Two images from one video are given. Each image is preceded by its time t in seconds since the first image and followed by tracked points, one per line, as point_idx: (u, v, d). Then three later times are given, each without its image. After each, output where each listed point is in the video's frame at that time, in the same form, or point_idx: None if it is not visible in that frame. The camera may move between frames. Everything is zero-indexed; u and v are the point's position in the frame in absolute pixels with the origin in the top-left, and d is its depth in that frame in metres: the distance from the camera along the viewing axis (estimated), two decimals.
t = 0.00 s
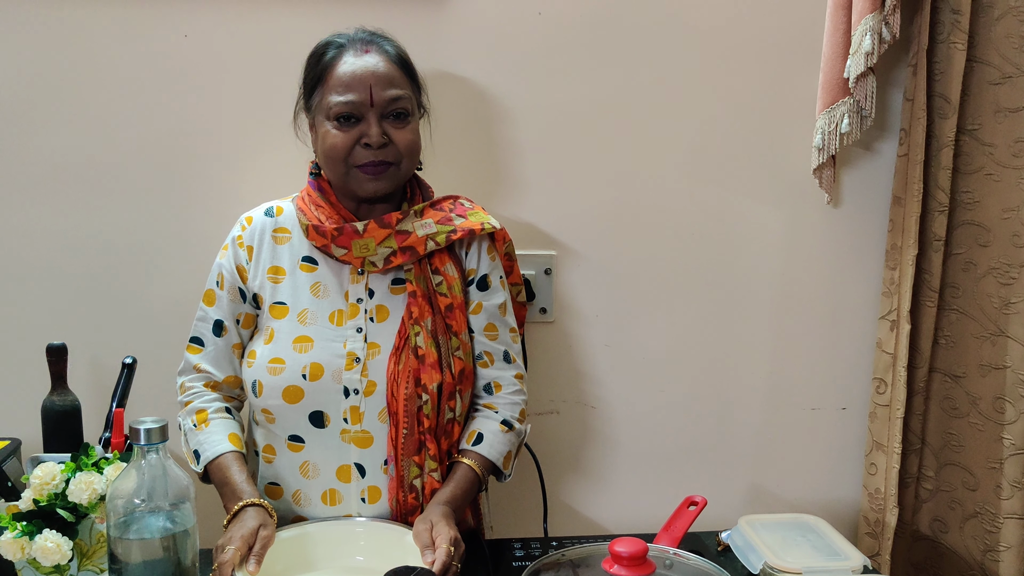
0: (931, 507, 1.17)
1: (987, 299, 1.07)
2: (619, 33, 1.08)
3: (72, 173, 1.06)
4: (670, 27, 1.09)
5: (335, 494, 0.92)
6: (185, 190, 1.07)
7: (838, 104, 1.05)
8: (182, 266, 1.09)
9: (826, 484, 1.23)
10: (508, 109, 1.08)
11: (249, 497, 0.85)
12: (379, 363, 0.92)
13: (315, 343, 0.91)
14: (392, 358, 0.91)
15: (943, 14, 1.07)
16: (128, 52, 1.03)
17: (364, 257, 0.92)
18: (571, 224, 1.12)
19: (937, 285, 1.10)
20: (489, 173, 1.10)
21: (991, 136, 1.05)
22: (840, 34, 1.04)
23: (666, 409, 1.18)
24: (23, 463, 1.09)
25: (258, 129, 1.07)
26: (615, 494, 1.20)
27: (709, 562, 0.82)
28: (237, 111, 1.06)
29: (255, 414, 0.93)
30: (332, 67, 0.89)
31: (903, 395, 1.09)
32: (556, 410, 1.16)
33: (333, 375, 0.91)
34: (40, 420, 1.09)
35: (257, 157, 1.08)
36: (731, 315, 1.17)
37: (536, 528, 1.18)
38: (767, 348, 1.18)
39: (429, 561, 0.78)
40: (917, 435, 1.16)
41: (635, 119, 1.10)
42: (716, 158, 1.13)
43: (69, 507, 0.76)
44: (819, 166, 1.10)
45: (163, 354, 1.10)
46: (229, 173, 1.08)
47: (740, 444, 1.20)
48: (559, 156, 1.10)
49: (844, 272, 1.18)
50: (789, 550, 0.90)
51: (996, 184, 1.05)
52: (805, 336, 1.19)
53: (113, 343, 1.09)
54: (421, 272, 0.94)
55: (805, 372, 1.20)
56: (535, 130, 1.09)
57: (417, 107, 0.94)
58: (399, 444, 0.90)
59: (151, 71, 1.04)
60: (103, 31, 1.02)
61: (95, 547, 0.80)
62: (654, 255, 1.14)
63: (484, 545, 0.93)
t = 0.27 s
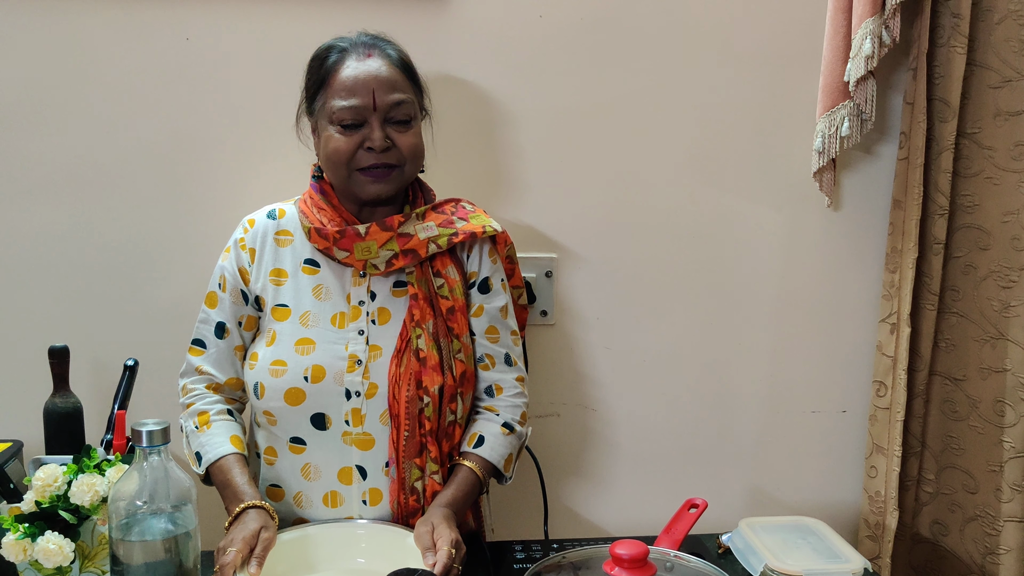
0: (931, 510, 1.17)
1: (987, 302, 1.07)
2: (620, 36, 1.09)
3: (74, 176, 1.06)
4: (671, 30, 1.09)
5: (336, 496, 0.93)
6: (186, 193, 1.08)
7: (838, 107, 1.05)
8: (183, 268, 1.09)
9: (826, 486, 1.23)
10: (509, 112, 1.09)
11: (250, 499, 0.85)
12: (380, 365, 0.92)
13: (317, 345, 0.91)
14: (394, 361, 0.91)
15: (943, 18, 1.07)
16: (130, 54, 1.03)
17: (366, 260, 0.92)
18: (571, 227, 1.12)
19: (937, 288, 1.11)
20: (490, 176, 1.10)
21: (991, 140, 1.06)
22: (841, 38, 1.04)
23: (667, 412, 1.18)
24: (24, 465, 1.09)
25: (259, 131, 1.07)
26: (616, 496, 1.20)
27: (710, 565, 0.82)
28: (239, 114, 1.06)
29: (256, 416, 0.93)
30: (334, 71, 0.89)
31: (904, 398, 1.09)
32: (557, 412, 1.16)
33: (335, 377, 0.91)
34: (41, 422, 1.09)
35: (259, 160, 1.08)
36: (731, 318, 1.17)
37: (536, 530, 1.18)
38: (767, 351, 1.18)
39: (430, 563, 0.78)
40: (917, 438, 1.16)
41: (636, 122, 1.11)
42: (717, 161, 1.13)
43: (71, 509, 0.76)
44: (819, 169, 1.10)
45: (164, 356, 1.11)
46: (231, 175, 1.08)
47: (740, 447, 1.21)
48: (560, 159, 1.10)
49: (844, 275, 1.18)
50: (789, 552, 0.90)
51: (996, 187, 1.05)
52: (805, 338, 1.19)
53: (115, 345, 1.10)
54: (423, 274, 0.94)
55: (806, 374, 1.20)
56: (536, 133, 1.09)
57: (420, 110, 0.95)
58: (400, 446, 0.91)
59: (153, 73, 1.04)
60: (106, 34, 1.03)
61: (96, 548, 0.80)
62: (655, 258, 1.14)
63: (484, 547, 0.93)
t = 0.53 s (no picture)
0: (931, 512, 1.17)
1: (987, 305, 1.07)
2: (622, 37, 1.09)
3: (75, 174, 1.06)
4: (672, 31, 1.09)
5: (336, 495, 0.93)
6: (188, 192, 1.08)
7: (839, 110, 1.05)
8: (185, 267, 1.09)
9: (826, 488, 1.23)
10: (510, 113, 1.09)
11: (251, 498, 0.85)
12: (381, 365, 0.92)
13: (318, 344, 0.92)
14: (395, 361, 0.92)
15: (944, 21, 1.07)
16: (132, 53, 1.03)
17: (368, 260, 0.92)
18: (572, 228, 1.12)
19: (937, 290, 1.11)
20: (491, 176, 1.10)
21: (991, 142, 1.06)
22: (841, 40, 1.04)
23: (666, 413, 1.18)
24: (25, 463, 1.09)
25: (261, 131, 1.07)
26: (616, 497, 1.20)
27: (709, 565, 0.82)
28: (241, 114, 1.06)
29: (257, 415, 0.93)
30: (336, 74, 0.89)
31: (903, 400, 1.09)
32: (556, 413, 1.16)
33: (335, 377, 0.91)
34: (42, 420, 1.09)
35: (260, 159, 1.08)
36: (731, 320, 1.17)
37: (536, 531, 1.18)
38: (767, 353, 1.18)
39: (430, 562, 0.78)
40: (917, 440, 1.16)
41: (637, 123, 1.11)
42: (718, 162, 1.13)
43: (71, 507, 0.77)
44: (819, 171, 1.10)
45: (165, 355, 1.11)
46: (232, 175, 1.08)
47: (740, 448, 1.21)
48: (561, 160, 1.10)
49: (845, 277, 1.18)
50: (789, 554, 0.90)
51: (996, 190, 1.06)
52: (805, 340, 1.19)
53: (116, 344, 1.10)
54: (425, 275, 0.94)
55: (805, 376, 1.20)
56: (538, 133, 1.09)
57: (422, 110, 0.95)
58: (400, 446, 0.91)
59: (155, 73, 1.04)
60: (108, 34, 1.03)
61: (97, 547, 0.80)
62: (655, 259, 1.14)
63: (484, 548, 0.93)
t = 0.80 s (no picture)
0: (930, 512, 1.17)
1: (987, 305, 1.07)
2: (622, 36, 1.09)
3: (75, 172, 1.06)
4: (673, 30, 1.09)
5: (335, 494, 0.93)
6: (188, 190, 1.08)
7: (839, 109, 1.05)
8: (184, 266, 1.09)
9: (825, 488, 1.23)
10: (510, 112, 1.09)
11: (250, 496, 0.85)
12: (381, 364, 0.92)
13: (318, 343, 0.91)
14: (394, 360, 0.92)
15: (944, 21, 1.07)
16: (132, 51, 1.03)
17: (367, 259, 0.92)
18: (572, 227, 1.12)
19: (937, 290, 1.11)
20: (491, 175, 1.10)
21: (991, 143, 1.06)
22: (842, 40, 1.04)
23: (666, 412, 1.18)
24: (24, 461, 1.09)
25: (261, 129, 1.07)
26: (615, 496, 1.20)
27: (708, 565, 0.82)
28: (241, 112, 1.06)
29: (256, 414, 0.93)
30: (339, 69, 0.89)
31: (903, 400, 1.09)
32: (556, 412, 1.16)
33: (335, 376, 0.91)
34: (41, 418, 1.09)
35: (260, 158, 1.08)
36: (731, 319, 1.17)
37: (535, 530, 1.18)
38: (767, 352, 1.18)
39: (430, 561, 0.78)
40: (916, 440, 1.16)
41: (637, 123, 1.11)
42: (718, 162, 1.13)
43: (71, 505, 0.77)
44: (820, 170, 1.10)
45: (164, 353, 1.11)
46: (232, 173, 1.08)
47: (739, 448, 1.21)
48: (561, 159, 1.10)
49: (845, 277, 1.18)
50: (789, 553, 0.90)
51: (996, 190, 1.06)
52: (805, 340, 1.19)
53: (116, 342, 1.10)
54: (424, 274, 0.94)
55: (805, 376, 1.20)
56: (538, 132, 1.09)
57: (423, 110, 0.95)
58: (400, 445, 0.91)
59: (155, 70, 1.04)
60: (108, 32, 1.03)
61: (95, 545, 0.80)
62: (655, 259, 1.14)
63: (484, 547, 0.93)
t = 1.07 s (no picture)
0: (929, 511, 1.17)
1: (986, 304, 1.07)
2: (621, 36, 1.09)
3: (75, 172, 1.06)
4: (672, 30, 1.09)
5: (335, 494, 0.93)
6: (187, 190, 1.08)
7: (839, 109, 1.05)
8: (184, 265, 1.09)
9: (826, 487, 1.23)
10: (510, 111, 1.09)
11: (249, 496, 0.85)
12: (380, 364, 0.92)
13: (317, 343, 0.91)
14: (394, 359, 0.92)
15: (944, 20, 1.07)
16: (131, 51, 1.03)
17: (367, 258, 0.92)
18: (572, 226, 1.12)
19: (936, 290, 1.11)
20: (491, 175, 1.10)
21: (991, 142, 1.06)
22: (842, 39, 1.04)
23: (666, 412, 1.18)
24: (24, 461, 1.09)
25: (260, 129, 1.07)
26: (615, 496, 1.20)
27: (708, 564, 0.82)
28: (240, 111, 1.06)
29: (256, 414, 0.93)
30: (337, 65, 0.89)
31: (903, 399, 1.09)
32: (556, 411, 1.16)
33: (334, 375, 0.91)
34: (41, 418, 1.09)
35: (260, 158, 1.08)
36: (731, 319, 1.17)
37: (535, 529, 1.19)
38: (767, 352, 1.18)
39: (429, 560, 0.78)
40: (916, 440, 1.16)
41: (637, 122, 1.11)
42: (718, 161, 1.13)
43: (70, 504, 0.77)
44: (819, 170, 1.10)
45: (164, 352, 1.11)
46: (231, 172, 1.08)
47: (739, 447, 1.21)
48: (561, 158, 1.10)
49: (844, 276, 1.18)
50: (788, 553, 0.90)
51: (996, 189, 1.06)
52: (804, 339, 1.19)
53: (116, 342, 1.10)
54: (424, 273, 0.94)
55: (805, 375, 1.20)
56: (538, 132, 1.09)
57: (421, 106, 0.95)
58: (399, 445, 0.91)
59: (154, 70, 1.04)
60: (108, 31, 1.03)
61: (95, 544, 0.80)
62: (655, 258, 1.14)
63: (483, 546, 0.93)
